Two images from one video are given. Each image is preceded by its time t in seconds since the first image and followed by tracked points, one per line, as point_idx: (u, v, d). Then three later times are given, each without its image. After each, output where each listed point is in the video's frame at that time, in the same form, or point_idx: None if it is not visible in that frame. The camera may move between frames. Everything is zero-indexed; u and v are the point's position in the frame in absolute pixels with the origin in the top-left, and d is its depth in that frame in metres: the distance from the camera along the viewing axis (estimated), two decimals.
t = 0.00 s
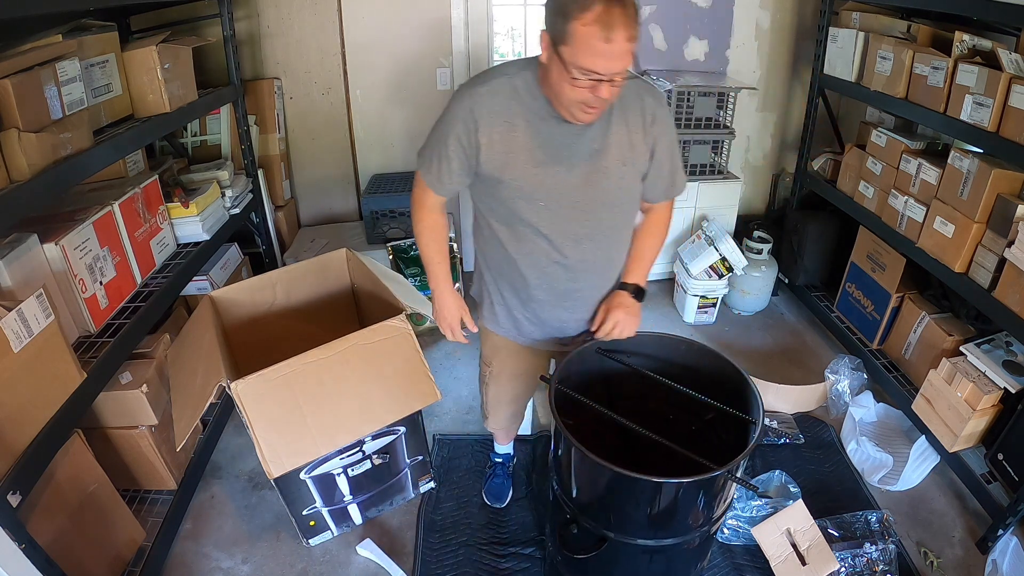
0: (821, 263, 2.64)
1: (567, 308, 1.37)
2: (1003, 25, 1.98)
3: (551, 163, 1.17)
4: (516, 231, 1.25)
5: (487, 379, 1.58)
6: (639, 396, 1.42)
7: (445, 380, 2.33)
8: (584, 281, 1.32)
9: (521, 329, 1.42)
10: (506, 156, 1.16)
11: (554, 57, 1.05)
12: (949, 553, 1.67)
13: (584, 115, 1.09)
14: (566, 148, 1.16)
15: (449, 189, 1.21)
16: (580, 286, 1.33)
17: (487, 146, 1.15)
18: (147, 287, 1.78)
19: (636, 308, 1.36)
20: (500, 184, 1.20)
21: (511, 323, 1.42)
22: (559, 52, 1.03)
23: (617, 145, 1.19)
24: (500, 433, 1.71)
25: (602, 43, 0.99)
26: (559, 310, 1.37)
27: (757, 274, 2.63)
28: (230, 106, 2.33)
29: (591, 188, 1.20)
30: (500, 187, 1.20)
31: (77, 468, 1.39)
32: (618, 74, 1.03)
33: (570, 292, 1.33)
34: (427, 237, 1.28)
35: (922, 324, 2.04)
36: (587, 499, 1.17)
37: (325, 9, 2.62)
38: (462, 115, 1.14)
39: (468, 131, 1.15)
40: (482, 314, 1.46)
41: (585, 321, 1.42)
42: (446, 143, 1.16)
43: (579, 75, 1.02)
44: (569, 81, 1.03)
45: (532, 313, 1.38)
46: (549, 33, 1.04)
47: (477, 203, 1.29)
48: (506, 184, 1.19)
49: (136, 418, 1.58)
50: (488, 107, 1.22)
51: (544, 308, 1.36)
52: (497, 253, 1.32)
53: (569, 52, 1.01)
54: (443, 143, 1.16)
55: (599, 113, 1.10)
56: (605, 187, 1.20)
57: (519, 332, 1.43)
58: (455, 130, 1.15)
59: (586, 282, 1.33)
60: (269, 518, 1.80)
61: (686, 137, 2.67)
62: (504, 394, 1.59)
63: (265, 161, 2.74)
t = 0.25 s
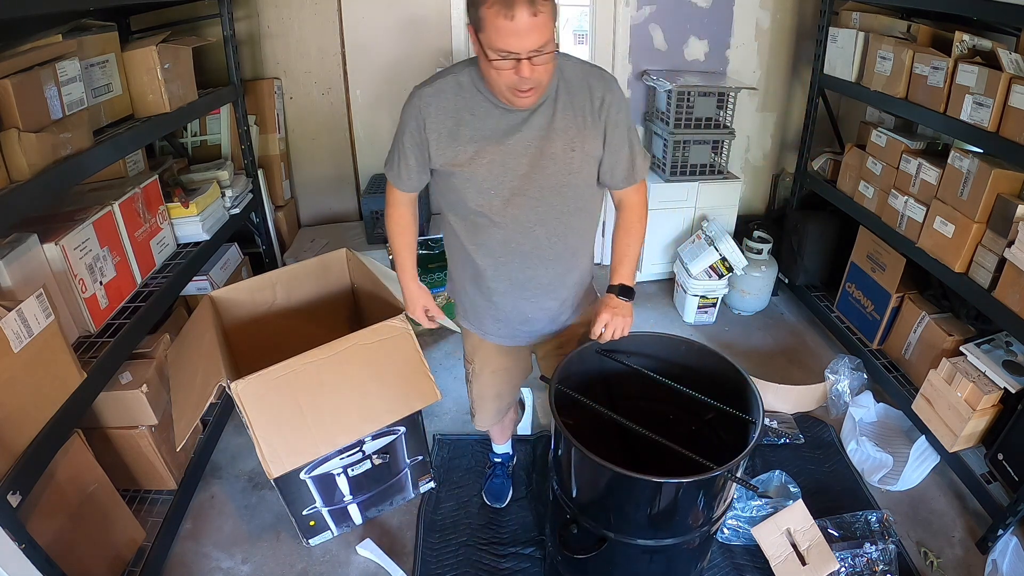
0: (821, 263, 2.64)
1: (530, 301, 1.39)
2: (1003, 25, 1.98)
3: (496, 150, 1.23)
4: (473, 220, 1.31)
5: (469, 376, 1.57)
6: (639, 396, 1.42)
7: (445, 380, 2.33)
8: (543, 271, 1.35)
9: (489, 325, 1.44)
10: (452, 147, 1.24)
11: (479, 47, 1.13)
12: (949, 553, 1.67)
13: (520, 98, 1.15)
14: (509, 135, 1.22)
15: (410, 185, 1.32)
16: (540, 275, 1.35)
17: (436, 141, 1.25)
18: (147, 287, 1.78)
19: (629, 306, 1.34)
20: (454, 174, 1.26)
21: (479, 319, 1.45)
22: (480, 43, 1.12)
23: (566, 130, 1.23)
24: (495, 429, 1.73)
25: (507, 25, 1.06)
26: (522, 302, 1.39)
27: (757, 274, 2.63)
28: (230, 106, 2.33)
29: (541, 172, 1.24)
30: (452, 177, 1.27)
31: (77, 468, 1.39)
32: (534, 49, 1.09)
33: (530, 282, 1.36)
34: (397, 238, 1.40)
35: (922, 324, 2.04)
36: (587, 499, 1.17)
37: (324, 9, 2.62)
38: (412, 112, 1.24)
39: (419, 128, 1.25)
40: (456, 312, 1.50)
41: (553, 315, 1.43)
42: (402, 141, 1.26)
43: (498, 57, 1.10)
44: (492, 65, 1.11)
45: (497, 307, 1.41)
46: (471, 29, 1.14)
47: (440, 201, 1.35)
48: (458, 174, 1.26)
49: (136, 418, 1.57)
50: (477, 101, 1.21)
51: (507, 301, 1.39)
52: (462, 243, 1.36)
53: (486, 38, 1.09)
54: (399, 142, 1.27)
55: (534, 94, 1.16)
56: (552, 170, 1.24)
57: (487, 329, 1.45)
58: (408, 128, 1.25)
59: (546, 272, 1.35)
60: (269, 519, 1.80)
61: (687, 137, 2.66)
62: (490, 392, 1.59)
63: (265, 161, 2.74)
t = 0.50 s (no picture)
0: (821, 263, 2.64)
1: (522, 295, 1.38)
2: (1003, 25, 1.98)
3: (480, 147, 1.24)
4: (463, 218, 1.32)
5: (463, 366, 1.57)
6: (640, 396, 1.42)
7: (445, 380, 2.33)
8: (533, 265, 1.34)
9: (482, 319, 1.44)
10: (436, 147, 1.26)
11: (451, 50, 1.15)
12: (949, 553, 1.67)
13: (495, 99, 1.16)
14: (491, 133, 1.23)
15: (403, 186, 1.35)
16: (529, 269, 1.35)
17: (422, 137, 1.26)
18: (147, 287, 1.78)
19: (624, 302, 1.33)
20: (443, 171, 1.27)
21: (472, 313, 1.45)
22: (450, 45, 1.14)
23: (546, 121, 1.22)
24: (493, 419, 1.73)
25: (468, 29, 1.07)
26: (513, 296, 1.39)
27: (757, 274, 2.63)
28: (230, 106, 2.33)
29: (523, 170, 1.24)
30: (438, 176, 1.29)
31: (77, 468, 1.39)
32: (499, 51, 1.09)
33: (520, 275, 1.36)
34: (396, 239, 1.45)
35: (921, 324, 2.04)
36: (587, 499, 1.17)
37: (324, 9, 2.62)
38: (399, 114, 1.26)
39: (405, 131, 1.27)
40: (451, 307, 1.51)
41: (546, 310, 1.42)
42: (391, 143, 1.29)
43: (466, 60, 1.11)
44: (462, 68, 1.13)
45: (489, 302, 1.41)
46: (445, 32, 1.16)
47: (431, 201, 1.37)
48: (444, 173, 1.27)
49: (136, 418, 1.58)
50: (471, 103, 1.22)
51: (498, 294, 1.39)
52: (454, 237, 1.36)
53: (453, 43, 1.11)
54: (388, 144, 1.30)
55: (507, 94, 1.16)
56: (535, 166, 1.24)
57: (480, 323, 1.45)
58: (396, 130, 1.28)
59: (536, 266, 1.35)
60: (269, 519, 1.80)
61: (686, 137, 2.66)
62: (485, 384, 1.58)
63: (265, 161, 2.74)
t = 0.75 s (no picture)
0: (821, 263, 2.64)
1: (520, 295, 1.39)
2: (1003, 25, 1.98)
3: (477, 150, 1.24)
4: (462, 220, 1.32)
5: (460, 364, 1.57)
6: (640, 397, 1.42)
7: (445, 380, 2.33)
8: (531, 266, 1.35)
9: (481, 318, 1.45)
10: (435, 150, 1.26)
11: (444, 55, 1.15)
12: (949, 553, 1.67)
13: (490, 101, 1.17)
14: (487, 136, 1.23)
15: (404, 188, 1.35)
16: (527, 270, 1.35)
17: (422, 136, 1.26)
18: (147, 287, 1.78)
19: (622, 302, 1.31)
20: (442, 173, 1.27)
21: (471, 312, 1.45)
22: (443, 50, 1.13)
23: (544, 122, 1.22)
24: (490, 415, 1.74)
25: (462, 36, 1.06)
26: (512, 296, 1.39)
27: (757, 274, 2.63)
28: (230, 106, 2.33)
29: (517, 172, 1.24)
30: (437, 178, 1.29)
31: (77, 467, 1.39)
32: (493, 56, 1.09)
33: (518, 276, 1.36)
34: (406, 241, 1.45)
35: (921, 324, 2.04)
36: (587, 499, 1.17)
37: (324, 9, 2.62)
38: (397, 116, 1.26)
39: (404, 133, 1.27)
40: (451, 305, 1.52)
41: (545, 310, 1.42)
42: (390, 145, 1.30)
43: (461, 66, 1.11)
44: (457, 73, 1.13)
45: (488, 301, 1.41)
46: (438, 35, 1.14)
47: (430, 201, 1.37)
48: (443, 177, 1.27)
49: (136, 418, 1.57)
50: (468, 104, 1.22)
51: (497, 295, 1.39)
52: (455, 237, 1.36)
53: (447, 49, 1.10)
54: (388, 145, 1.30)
55: (503, 95, 1.16)
56: (532, 169, 1.24)
57: (479, 322, 1.45)
58: (394, 132, 1.28)
59: (535, 266, 1.35)
60: (269, 519, 1.80)
61: (686, 137, 2.66)
62: (484, 382, 1.58)
63: (265, 161, 2.74)
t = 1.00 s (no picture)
0: (821, 263, 2.64)
1: (517, 292, 1.38)
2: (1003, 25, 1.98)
3: (477, 142, 1.24)
4: (459, 217, 1.32)
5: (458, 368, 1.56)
6: (640, 396, 1.42)
7: (445, 380, 2.33)
8: (528, 262, 1.34)
9: (478, 319, 1.44)
10: (434, 147, 1.27)
11: (460, 42, 1.15)
12: (949, 553, 1.67)
13: (506, 86, 1.17)
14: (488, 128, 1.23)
15: (402, 180, 1.34)
16: (524, 266, 1.35)
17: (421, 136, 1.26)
18: (147, 287, 1.78)
19: (618, 301, 1.33)
20: (439, 170, 1.28)
21: (468, 313, 1.44)
22: (460, 35, 1.13)
23: (544, 115, 1.23)
24: (489, 416, 1.74)
25: (487, 13, 1.07)
26: (509, 294, 1.38)
27: (757, 274, 2.63)
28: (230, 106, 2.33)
29: (513, 165, 1.24)
30: (435, 175, 1.29)
31: (77, 467, 1.39)
32: (515, 35, 1.11)
33: (516, 273, 1.36)
34: (399, 238, 1.44)
35: (922, 324, 2.04)
36: (587, 499, 1.17)
37: (325, 9, 2.62)
38: (396, 113, 1.27)
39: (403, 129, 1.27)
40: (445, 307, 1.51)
41: (541, 308, 1.42)
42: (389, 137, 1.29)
43: (482, 47, 1.11)
44: (477, 57, 1.12)
45: (487, 301, 1.41)
46: (451, 25, 1.15)
47: (428, 200, 1.37)
48: (442, 175, 1.28)
49: (136, 418, 1.57)
50: (470, 102, 1.22)
51: (495, 293, 1.39)
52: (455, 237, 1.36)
53: (467, 32, 1.11)
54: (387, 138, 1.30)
55: (517, 80, 1.17)
56: (531, 161, 1.24)
57: (476, 324, 1.45)
58: (394, 124, 1.27)
59: (532, 263, 1.35)
60: (269, 519, 1.80)
61: (686, 137, 2.66)
62: (484, 383, 1.58)
63: (265, 161, 2.74)
